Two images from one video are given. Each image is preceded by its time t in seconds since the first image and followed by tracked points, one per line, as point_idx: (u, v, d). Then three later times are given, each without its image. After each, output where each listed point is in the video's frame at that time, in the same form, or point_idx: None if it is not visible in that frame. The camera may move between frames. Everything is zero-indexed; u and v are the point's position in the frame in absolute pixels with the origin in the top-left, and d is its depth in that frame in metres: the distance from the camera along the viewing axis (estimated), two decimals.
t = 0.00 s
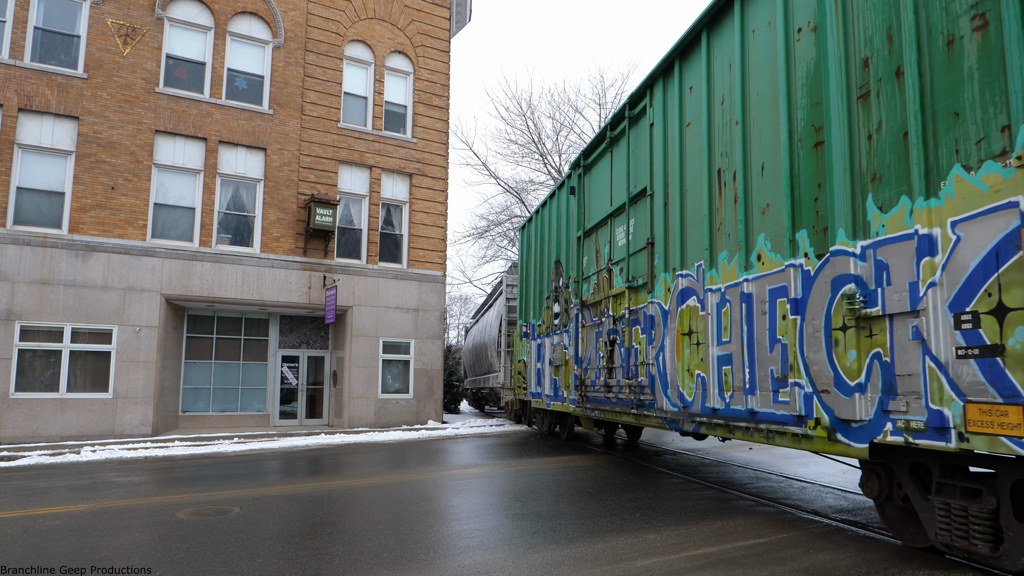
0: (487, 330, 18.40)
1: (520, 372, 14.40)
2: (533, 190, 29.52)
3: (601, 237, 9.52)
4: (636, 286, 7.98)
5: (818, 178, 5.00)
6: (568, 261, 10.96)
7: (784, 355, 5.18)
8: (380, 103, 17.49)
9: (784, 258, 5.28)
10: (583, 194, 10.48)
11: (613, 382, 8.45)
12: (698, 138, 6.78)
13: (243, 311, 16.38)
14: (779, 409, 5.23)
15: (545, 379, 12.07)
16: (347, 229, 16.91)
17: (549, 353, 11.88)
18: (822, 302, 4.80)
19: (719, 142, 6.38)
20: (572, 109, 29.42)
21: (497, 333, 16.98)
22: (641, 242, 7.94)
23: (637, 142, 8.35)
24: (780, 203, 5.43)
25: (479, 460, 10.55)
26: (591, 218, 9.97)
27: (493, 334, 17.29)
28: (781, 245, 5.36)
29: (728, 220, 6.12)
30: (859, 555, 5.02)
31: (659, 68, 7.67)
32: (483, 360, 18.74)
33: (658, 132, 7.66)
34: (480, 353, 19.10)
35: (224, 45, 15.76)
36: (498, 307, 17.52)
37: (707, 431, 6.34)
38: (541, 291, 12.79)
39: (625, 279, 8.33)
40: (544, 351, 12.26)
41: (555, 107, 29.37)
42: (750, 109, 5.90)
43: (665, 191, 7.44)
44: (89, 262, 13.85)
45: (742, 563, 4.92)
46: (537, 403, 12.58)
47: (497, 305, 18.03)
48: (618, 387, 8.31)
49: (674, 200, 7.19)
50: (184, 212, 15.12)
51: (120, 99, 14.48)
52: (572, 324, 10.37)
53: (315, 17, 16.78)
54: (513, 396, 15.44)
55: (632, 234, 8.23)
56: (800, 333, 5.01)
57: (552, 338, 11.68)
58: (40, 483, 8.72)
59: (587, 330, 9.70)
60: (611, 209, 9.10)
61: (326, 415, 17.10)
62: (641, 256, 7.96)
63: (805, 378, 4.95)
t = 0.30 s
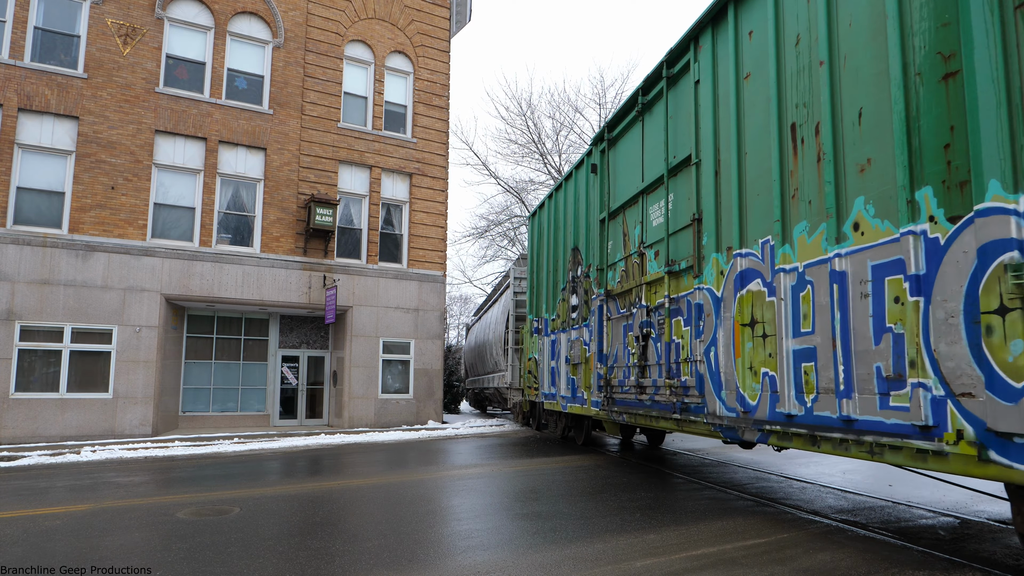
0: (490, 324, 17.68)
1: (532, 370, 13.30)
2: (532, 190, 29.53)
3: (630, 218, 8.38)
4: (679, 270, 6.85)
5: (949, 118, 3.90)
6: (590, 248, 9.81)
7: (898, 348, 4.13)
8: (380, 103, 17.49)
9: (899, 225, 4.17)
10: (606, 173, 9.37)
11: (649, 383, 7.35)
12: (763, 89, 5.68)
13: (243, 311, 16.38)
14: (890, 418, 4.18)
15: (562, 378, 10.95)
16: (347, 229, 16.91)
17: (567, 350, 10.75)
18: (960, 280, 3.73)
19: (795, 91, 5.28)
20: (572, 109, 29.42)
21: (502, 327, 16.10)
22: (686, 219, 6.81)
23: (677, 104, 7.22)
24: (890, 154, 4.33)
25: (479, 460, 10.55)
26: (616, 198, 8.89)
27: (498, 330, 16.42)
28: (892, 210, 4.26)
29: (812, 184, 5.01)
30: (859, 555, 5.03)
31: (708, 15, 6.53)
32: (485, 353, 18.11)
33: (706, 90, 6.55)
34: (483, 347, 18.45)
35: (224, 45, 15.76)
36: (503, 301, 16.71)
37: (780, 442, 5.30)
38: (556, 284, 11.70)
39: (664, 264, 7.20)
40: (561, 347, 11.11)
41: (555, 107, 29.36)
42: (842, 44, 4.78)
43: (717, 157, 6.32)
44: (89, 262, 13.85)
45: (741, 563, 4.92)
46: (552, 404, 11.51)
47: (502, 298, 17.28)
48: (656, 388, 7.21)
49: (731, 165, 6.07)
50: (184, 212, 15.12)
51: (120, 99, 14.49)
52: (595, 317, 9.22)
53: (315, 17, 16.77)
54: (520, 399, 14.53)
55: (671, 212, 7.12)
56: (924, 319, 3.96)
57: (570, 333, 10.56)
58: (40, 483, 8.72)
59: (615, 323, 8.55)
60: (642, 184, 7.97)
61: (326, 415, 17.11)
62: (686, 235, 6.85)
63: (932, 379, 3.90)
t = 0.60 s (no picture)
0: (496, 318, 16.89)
1: (543, 369, 12.29)
2: (532, 190, 29.55)
3: (669, 193, 7.34)
4: (737, 250, 5.83)
5: None
6: (616, 232, 8.79)
7: None
8: (380, 103, 17.50)
9: None
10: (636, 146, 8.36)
11: (696, 383, 6.36)
12: (858, 18, 4.63)
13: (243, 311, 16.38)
14: None
15: (582, 379, 9.96)
16: (347, 229, 16.91)
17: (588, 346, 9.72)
18: None
19: (906, 12, 4.22)
20: (572, 109, 29.44)
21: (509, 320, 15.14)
22: (751, 188, 5.75)
23: (732, 55, 6.20)
24: None
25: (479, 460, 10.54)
26: (649, 172, 7.89)
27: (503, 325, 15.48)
28: None
29: (937, 126, 3.97)
30: (859, 555, 5.02)
31: None
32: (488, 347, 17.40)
33: (773, 31, 5.52)
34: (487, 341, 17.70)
35: (224, 45, 15.77)
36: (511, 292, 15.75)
37: (887, 458, 4.29)
38: (575, 274, 10.69)
39: (718, 244, 6.13)
40: (581, 343, 10.08)
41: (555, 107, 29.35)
42: None
43: (791, 110, 5.30)
44: (88, 262, 13.85)
45: (741, 563, 4.92)
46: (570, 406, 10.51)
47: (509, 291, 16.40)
48: (707, 389, 6.22)
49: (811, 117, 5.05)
50: (184, 212, 15.12)
51: (120, 99, 14.48)
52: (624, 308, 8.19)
53: (315, 17, 16.78)
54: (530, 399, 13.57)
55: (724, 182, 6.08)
56: None
57: (592, 329, 9.54)
58: (40, 483, 8.72)
59: (651, 314, 7.51)
60: (685, 153, 6.90)
61: (326, 415, 17.10)
62: (748, 208, 5.79)
63: None
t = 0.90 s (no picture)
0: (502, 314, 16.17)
1: (559, 368, 11.41)
2: (533, 191, 29.54)
3: (721, 159, 6.32)
4: (822, 219, 4.79)
5: None
6: (651, 211, 7.82)
7: None
8: (380, 103, 17.50)
9: None
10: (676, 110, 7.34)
11: (761, 384, 5.34)
12: None
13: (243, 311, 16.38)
14: None
15: (608, 378, 9.01)
16: (347, 229, 16.91)
17: (615, 341, 8.76)
18: None
19: None
20: (572, 109, 29.46)
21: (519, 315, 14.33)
22: (842, 140, 4.67)
23: None
24: None
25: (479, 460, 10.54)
26: (693, 138, 6.88)
27: (512, 321, 14.72)
28: None
29: None
30: (859, 555, 5.02)
31: None
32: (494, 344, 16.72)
33: None
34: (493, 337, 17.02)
35: (224, 45, 15.77)
36: (520, 286, 14.95)
37: None
38: (598, 262, 9.76)
39: (796, 214, 5.09)
40: (608, 338, 9.12)
41: (555, 107, 29.35)
42: None
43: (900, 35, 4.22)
44: (89, 262, 13.86)
45: (741, 563, 4.92)
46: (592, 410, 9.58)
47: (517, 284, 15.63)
48: (778, 390, 5.18)
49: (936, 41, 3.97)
50: (184, 212, 15.12)
51: (120, 99, 14.49)
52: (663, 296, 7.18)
53: (315, 17, 16.78)
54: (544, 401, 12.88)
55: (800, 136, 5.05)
56: None
57: (620, 323, 8.59)
58: (40, 483, 8.72)
59: (699, 301, 6.49)
60: (743, 110, 5.89)
61: (326, 415, 17.10)
62: (835, 166, 4.75)
63: None
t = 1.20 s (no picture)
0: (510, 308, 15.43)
1: (577, 366, 10.36)
2: (532, 191, 29.54)
3: (794, 113, 5.21)
4: (955, 171, 3.70)
5: None
6: (696, 183, 6.67)
7: None
8: (380, 103, 17.50)
9: None
10: (728, 64, 6.23)
11: (861, 386, 4.29)
12: None
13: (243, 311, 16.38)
14: None
15: (641, 378, 7.93)
16: (347, 229, 16.91)
17: (650, 335, 7.66)
18: None
19: None
20: (572, 109, 29.49)
21: (530, 309, 13.48)
22: (989, 65, 3.56)
23: None
24: None
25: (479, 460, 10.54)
26: (754, 93, 5.75)
27: (523, 316, 13.82)
28: None
29: None
30: (859, 555, 5.02)
31: None
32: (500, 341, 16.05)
33: None
34: (499, 333, 16.31)
35: (224, 45, 15.77)
36: (531, 279, 14.13)
37: None
38: (626, 246, 8.61)
39: (913, 168, 4.00)
40: (641, 333, 8.00)
41: (555, 107, 29.37)
42: None
43: None
44: (89, 262, 13.86)
45: (742, 563, 4.92)
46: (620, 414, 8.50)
47: (527, 277, 14.84)
48: (886, 394, 4.12)
49: None
50: (184, 212, 15.12)
51: (120, 99, 14.48)
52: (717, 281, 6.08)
53: (315, 17, 16.78)
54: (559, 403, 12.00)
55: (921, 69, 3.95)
56: None
57: (657, 317, 7.48)
58: (40, 483, 8.72)
59: (767, 284, 5.39)
60: (827, 51, 4.77)
61: (326, 415, 17.10)
62: (974, 102, 3.65)
63: None
